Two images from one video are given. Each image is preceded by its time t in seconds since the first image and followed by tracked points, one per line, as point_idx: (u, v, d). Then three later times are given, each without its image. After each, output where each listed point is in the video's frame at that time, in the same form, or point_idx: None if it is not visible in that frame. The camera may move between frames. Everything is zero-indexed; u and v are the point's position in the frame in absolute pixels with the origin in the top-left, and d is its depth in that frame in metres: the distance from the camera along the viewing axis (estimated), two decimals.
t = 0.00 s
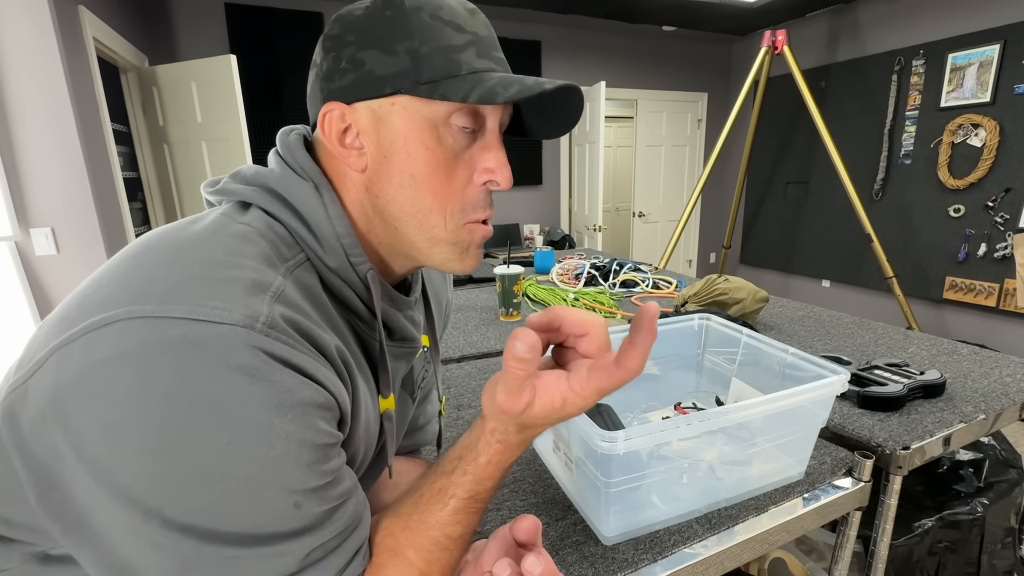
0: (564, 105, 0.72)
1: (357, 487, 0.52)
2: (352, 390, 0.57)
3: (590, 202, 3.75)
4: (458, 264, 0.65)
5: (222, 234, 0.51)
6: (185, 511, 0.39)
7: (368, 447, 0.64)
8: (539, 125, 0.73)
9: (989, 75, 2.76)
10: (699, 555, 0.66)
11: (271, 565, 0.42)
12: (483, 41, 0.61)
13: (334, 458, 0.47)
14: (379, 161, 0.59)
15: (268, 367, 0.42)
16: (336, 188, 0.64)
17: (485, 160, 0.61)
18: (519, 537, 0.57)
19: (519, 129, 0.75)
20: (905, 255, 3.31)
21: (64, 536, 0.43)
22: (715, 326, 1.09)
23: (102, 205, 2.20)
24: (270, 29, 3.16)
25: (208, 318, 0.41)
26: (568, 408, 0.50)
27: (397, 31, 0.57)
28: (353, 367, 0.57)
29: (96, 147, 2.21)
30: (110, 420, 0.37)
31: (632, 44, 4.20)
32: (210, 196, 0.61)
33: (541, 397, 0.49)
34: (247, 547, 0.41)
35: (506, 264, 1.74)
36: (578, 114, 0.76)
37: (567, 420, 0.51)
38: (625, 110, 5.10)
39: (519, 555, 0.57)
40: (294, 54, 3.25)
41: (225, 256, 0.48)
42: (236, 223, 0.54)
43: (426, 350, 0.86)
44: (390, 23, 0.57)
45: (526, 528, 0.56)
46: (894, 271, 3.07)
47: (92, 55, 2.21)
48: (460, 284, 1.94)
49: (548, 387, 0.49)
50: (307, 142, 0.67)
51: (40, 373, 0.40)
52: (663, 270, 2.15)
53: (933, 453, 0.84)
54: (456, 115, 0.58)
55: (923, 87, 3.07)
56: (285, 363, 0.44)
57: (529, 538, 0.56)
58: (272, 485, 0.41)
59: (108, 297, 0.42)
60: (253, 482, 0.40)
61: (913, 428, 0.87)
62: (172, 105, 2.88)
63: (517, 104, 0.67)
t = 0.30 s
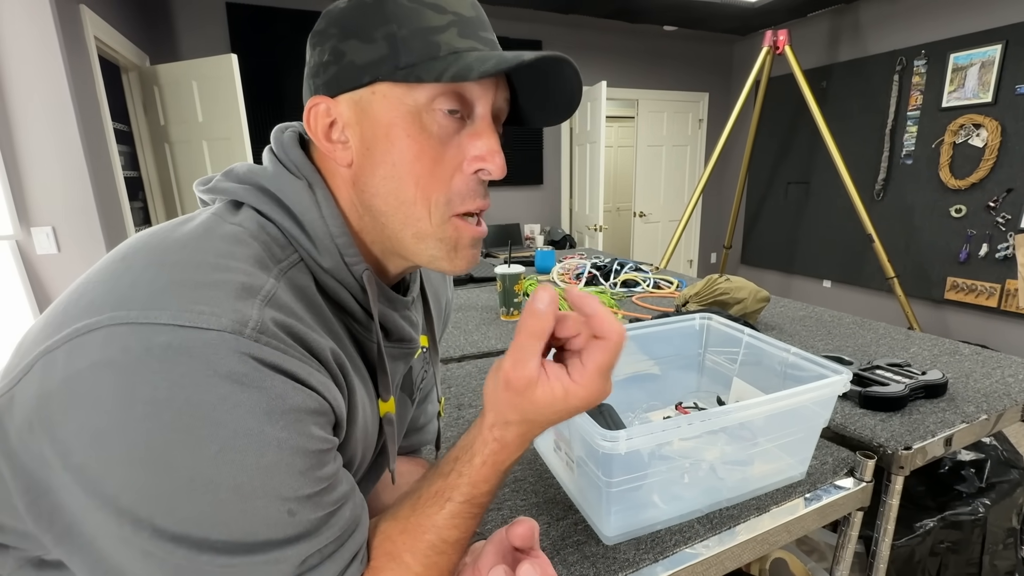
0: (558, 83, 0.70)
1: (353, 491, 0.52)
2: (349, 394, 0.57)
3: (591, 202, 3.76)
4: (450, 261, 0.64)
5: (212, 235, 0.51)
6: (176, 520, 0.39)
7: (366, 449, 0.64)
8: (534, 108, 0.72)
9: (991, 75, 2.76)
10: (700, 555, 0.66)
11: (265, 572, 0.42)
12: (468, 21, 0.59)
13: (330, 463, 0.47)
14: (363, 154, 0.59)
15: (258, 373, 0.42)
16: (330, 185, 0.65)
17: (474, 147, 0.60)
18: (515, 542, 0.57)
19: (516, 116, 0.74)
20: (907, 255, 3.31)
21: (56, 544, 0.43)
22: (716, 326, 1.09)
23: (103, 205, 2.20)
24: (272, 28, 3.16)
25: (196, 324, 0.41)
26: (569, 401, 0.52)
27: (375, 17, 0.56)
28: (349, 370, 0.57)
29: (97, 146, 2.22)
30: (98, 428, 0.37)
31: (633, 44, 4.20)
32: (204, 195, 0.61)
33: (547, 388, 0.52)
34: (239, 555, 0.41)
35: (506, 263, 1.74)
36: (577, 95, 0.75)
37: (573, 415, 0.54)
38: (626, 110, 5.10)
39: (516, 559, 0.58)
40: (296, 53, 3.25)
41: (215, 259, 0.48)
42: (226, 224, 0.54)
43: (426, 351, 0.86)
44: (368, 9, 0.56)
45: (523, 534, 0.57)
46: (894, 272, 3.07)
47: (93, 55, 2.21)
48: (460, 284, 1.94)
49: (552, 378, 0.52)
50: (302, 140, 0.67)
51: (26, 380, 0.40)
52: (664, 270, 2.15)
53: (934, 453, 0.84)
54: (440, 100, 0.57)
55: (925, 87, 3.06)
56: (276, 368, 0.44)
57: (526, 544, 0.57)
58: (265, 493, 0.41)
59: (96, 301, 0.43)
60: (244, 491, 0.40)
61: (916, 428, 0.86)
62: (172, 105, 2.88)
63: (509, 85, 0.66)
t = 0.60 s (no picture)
0: (557, 79, 0.70)
1: (354, 491, 0.52)
2: (349, 395, 0.57)
3: (591, 202, 3.76)
4: (448, 259, 0.64)
5: (212, 236, 0.51)
6: (176, 520, 0.39)
7: (366, 450, 0.64)
8: (534, 107, 0.73)
9: (991, 76, 2.76)
10: (699, 555, 0.66)
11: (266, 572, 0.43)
12: (466, 19, 0.60)
13: (330, 463, 0.47)
14: (364, 152, 0.59)
15: (259, 373, 0.42)
16: (330, 185, 0.65)
17: (474, 143, 0.60)
18: (512, 543, 0.58)
19: (516, 116, 0.74)
20: (907, 256, 3.30)
21: (56, 545, 0.43)
22: (716, 326, 1.09)
23: (103, 205, 2.21)
24: (272, 28, 3.17)
25: (196, 324, 0.41)
26: (561, 379, 0.53)
27: (375, 15, 0.57)
28: (350, 371, 0.57)
29: (97, 145, 2.22)
30: (99, 429, 0.37)
31: (633, 44, 4.20)
32: (204, 196, 0.61)
33: (536, 368, 0.52)
34: (240, 555, 0.41)
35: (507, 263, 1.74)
36: (575, 92, 0.75)
37: (566, 401, 0.54)
38: (627, 110, 5.10)
39: (512, 560, 0.58)
40: (296, 53, 3.26)
41: (216, 259, 0.48)
42: (226, 224, 0.54)
43: (426, 351, 0.86)
44: (367, 8, 0.57)
45: (518, 535, 0.57)
46: (894, 272, 3.07)
47: (94, 54, 2.21)
48: (460, 284, 1.94)
49: (541, 360, 0.53)
50: (302, 140, 0.67)
51: (27, 381, 0.40)
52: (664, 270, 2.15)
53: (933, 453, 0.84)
54: (440, 98, 0.58)
55: (925, 88, 3.06)
56: (277, 368, 0.44)
57: (522, 545, 0.57)
58: (265, 493, 0.41)
59: (96, 302, 0.43)
60: (245, 491, 0.40)
61: (915, 428, 0.86)
62: (173, 105, 2.89)
63: (507, 83, 0.67)
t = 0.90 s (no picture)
0: (556, 83, 0.70)
1: (354, 488, 0.52)
2: (349, 392, 0.57)
3: (591, 203, 3.76)
4: (453, 256, 0.64)
5: (215, 234, 0.51)
6: (179, 514, 0.39)
7: (366, 447, 0.64)
8: (534, 110, 0.73)
9: (990, 77, 2.76)
10: (697, 555, 0.66)
11: (267, 567, 0.43)
12: (468, 24, 0.60)
13: (331, 459, 0.47)
14: (367, 152, 0.60)
15: (261, 369, 0.42)
16: (331, 185, 0.65)
17: (475, 145, 0.61)
18: (509, 541, 0.58)
19: (514, 118, 0.74)
20: (906, 257, 3.31)
21: (60, 539, 0.43)
22: (715, 326, 1.09)
23: (103, 205, 2.21)
24: (272, 29, 3.17)
25: (201, 321, 0.41)
26: (560, 376, 0.53)
27: (378, 18, 0.57)
28: (350, 369, 0.58)
29: (97, 145, 2.23)
30: (102, 424, 0.37)
31: (633, 45, 4.20)
32: (207, 195, 0.61)
33: (536, 364, 0.53)
34: (242, 549, 0.42)
35: (506, 263, 1.74)
36: (574, 95, 0.75)
37: (563, 400, 0.54)
38: (626, 110, 5.11)
39: (509, 558, 0.58)
40: (297, 54, 3.26)
41: (219, 257, 0.48)
42: (229, 223, 0.54)
43: (425, 350, 0.87)
44: (371, 12, 0.57)
45: (516, 534, 0.57)
46: (894, 273, 3.07)
47: (94, 55, 2.21)
48: (460, 284, 1.95)
49: (541, 356, 0.54)
50: (303, 140, 0.67)
51: (32, 377, 0.41)
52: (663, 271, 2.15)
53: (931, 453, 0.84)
54: (442, 100, 0.58)
55: (924, 89, 3.06)
56: (279, 364, 0.44)
57: (520, 545, 0.58)
58: (267, 488, 0.41)
59: (101, 299, 0.43)
60: (248, 486, 0.40)
61: (913, 428, 0.87)
62: (173, 105, 2.89)
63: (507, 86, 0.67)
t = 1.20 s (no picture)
0: (553, 89, 0.71)
1: (354, 487, 0.52)
2: (349, 392, 0.58)
3: (590, 203, 3.76)
4: (447, 257, 0.65)
5: (217, 234, 0.52)
6: (180, 512, 0.39)
7: (365, 447, 0.64)
8: (531, 113, 0.73)
9: (989, 78, 2.77)
10: (695, 555, 0.66)
11: (268, 565, 0.43)
12: (466, 28, 0.61)
13: (331, 458, 0.47)
14: (366, 154, 0.60)
15: (263, 368, 0.43)
16: (330, 186, 0.66)
17: (474, 148, 0.61)
18: (507, 542, 0.58)
19: (512, 121, 0.74)
20: (905, 257, 3.31)
21: (61, 538, 0.43)
22: (714, 327, 1.10)
23: (103, 206, 2.21)
24: (272, 29, 3.17)
25: (203, 320, 0.42)
26: (565, 382, 0.53)
27: (378, 21, 0.57)
28: (350, 369, 0.58)
29: (97, 146, 2.23)
30: (104, 422, 0.38)
31: (632, 46, 4.21)
32: (207, 196, 0.62)
33: (543, 368, 0.52)
34: (243, 547, 0.42)
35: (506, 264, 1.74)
36: (572, 99, 0.75)
37: (566, 405, 0.54)
38: (626, 111, 5.12)
39: (508, 558, 0.59)
40: (297, 55, 3.27)
41: (220, 257, 0.49)
42: (231, 223, 0.54)
43: (424, 350, 0.87)
44: (371, 15, 0.57)
45: (514, 535, 0.58)
46: (893, 274, 3.07)
47: (94, 55, 2.21)
48: (459, 285, 1.95)
49: (549, 360, 0.53)
50: (303, 141, 0.67)
51: (34, 375, 0.41)
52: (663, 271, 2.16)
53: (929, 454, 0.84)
54: (441, 104, 0.58)
55: (923, 90, 3.07)
56: (280, 363, 0.44)
57: (518, 546, 0.58)
58: (268, 486, 0.41)
59: (103, 298, 0.43)
60: (249, 484, 0.40)
61: (911, 429, 0.87)
62: (173, 105, 2.89)
63: (505, 90, 0.67)
